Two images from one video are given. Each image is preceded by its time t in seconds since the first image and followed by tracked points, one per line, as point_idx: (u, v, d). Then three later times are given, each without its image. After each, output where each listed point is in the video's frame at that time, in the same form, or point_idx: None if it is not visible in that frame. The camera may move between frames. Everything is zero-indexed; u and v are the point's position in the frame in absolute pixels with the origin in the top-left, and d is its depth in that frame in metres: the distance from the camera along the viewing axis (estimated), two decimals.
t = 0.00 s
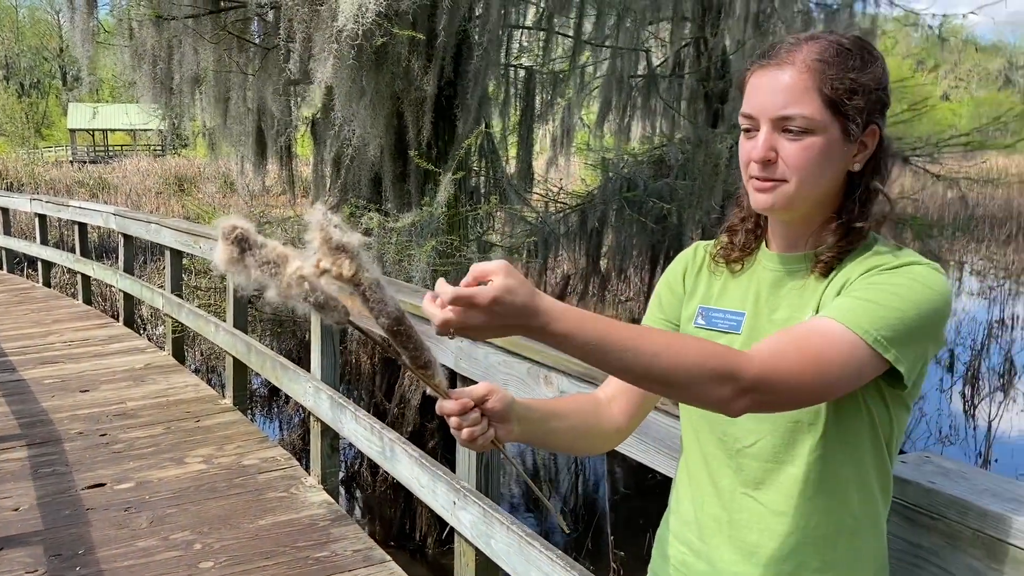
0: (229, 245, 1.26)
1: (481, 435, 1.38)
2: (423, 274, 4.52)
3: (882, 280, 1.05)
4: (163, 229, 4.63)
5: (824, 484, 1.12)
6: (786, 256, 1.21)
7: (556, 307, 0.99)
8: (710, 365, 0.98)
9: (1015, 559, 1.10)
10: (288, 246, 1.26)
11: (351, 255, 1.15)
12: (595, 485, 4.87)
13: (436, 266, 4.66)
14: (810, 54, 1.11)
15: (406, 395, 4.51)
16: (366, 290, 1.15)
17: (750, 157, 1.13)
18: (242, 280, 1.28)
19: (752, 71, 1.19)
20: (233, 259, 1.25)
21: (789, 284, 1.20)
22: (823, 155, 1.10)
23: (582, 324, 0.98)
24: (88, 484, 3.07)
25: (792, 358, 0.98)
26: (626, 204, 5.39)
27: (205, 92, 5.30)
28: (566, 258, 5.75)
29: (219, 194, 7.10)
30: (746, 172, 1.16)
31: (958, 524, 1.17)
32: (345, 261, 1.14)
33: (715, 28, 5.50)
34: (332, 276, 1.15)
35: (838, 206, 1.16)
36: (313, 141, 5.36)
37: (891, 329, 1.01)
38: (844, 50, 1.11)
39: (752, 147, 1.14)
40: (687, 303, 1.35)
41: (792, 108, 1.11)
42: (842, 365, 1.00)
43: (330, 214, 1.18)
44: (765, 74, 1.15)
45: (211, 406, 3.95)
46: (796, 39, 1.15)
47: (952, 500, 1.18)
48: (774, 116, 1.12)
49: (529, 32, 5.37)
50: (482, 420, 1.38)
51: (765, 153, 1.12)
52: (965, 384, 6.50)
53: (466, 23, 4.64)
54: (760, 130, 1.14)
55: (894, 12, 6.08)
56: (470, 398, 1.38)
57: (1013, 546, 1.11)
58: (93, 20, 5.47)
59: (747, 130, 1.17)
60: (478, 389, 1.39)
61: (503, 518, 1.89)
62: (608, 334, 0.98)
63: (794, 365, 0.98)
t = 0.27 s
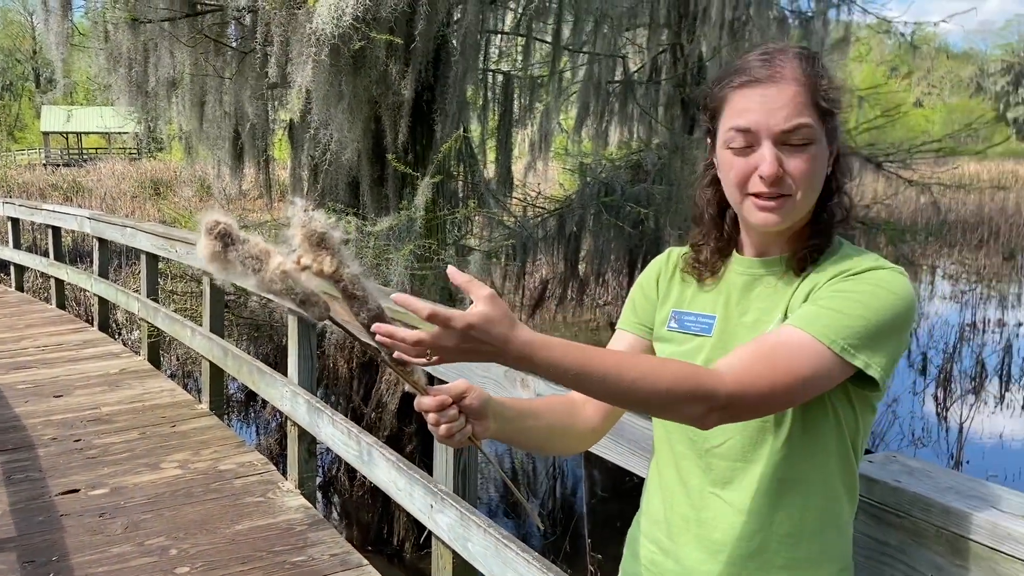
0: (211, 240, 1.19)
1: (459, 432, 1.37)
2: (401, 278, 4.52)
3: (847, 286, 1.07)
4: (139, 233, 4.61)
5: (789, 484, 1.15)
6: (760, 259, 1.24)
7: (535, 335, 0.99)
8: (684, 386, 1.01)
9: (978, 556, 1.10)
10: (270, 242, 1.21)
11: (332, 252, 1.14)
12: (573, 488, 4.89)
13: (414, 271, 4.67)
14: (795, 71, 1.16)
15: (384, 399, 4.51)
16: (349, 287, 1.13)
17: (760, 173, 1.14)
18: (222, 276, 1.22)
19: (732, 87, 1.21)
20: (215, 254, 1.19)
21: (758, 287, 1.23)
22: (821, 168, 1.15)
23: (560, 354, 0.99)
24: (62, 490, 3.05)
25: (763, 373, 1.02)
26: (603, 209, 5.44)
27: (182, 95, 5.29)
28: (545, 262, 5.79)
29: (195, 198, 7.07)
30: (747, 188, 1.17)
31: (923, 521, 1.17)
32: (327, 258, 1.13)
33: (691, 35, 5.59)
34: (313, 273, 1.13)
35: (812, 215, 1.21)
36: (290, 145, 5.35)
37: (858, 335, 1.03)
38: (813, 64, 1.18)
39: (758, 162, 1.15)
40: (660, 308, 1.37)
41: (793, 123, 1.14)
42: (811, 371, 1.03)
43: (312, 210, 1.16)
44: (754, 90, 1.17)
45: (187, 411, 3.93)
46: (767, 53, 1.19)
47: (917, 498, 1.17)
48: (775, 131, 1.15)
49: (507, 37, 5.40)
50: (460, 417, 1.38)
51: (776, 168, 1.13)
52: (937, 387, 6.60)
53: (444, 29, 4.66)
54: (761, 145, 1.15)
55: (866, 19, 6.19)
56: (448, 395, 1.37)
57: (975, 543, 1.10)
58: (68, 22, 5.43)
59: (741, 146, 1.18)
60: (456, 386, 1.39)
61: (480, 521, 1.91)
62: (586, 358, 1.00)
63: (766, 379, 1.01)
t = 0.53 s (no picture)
0: (194, 241, 1.17)
1: (440, 434, 1.39)
2: (383, 282, 4.52)
3: (826, 291, 1.08)
4: (118, 237, 4.57)
5: (769, 487, 1.14)
6: (737, 264, 1.25)
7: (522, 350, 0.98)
8: (669, 400, 1.00)
9: (953, 556, 1.07)
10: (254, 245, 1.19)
11: (313, 255, 1.14)
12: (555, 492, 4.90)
13: (395, 274, 4.68)
14: (785, 80, 1.17)
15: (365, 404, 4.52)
16: (328, 290, 1.11)
17: (747, 180, 1.15)
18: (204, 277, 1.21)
19: (721, 94, 1.22)
20: (198, 255, 1.16)
21: (735, 292, 1.24)
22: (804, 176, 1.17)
23: (547, 370, 0.98)
24: (39, 496, 3.02)
25: (747, 382, 1.01)
26: (585, 213, 5.48)
27: (162, 99, 5.27)
28: (526, 265, 5.82)
29: (175, 202, 7.03)
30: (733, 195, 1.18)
31: (897, 522, 1.13)
32: (307, 262, 1.13)
33: (672, 41, 5.67)
34: (295, 276, 1.13)
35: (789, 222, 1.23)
36: (271, 148, 5.33)
37: (836, 340, 1.04)
38: (797, 71, 1.20)
39: (747, 170, 1.16)
40: (637, 313, 1.37)
41: (782, 133, 1.16)
42: (792, 378, 1.03)
43: (293, 214, 1.16)
44: (742, 98, 1.18)
45: (167, 416, 3.91)
46: (750, 59, 1.21)
47: (892, 498, 1.13)
48: (764, 140, 1.16)
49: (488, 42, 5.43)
50: (442, 420, 1.40)
51: (764, 175, 1.14)
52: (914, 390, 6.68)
53: (426, 34, 4.68)
54: (749, 153, 1.17)
55: (843, 27, 6.29)
56: (430, 399, 1.40)
57: (949, 543, 1.07)
58: (47, 24, 5.39)
59: (728, 153, 1.20)
60: (438, 390, 1.41)
61: (461, 524, 1.92)
62: (573, 373, 1.00)
63: (750, 390, 1.01)
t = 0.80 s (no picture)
0: (183, 243, 1.15)
1: (430, 438, 1.38)
2: (369, 284, 4.53)
3: (814, 295, 1.09)
4: (102, 239, 4.55)
5: (757, 489, 1.12)
6: (724, 268, 1.27)
7: (516, 359, 0.99)
8: (660, 407, 1.01)
9: (937, 557, 1.03)
10: (243, 247, 1.18)
11: (303, 259, 1.14)
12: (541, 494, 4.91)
13: (381, 277, 4.68)
14: (769, 85, 1.19)
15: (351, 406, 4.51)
16: (319, 294, 1.13)
17: (732, 185, 1.18)
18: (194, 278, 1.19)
19: (705, 99, 1.24)
20: (188, 258, 1.15)
21: (721, 295, 1.25)
22: (788, 182, 1.20)
23: (541, 378, 0.99)
24: (21, 500, 3.01)
25: (736, 386, 1.02)
26: (571, 217, 5.51)
27: (147, 100, 5.25)
28: (512, 269, 5.84)
29: (160, 204, 7.01)
30: (718, 199, 1.20)
31: (879, 522, 1.10)
32: (297, 265, 1.13)
33: (657, 44, 5.74)
34: (286, 280, 1.12)
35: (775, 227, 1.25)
36: (258, 151, 5.32)
37: (823, 345, 1.05)
38: (781, 77, 1.22)
39: (731, 175, 1.18)
40: (625, 316, 1.38)
41: (766, 138, 1.18)
42: (780, 383, 1.04)
43: (282, 217, 1.15)
44: (727, 104, 1.20)
45: (151, 419, 3.89)
46: (735, 65, 1.23)
47: (874, 498, 1.10)
48: (749, 146, 1.18)
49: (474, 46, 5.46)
50: (431, 423, 1.39)
51: (748, 180, 1.17)
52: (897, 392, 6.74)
53: (413, 38, 4.69)
54: (734, 158, 1.19)
55: (826, 32, 6.36)
56: (420, 403, 1.38)
57: (933, 544, 1.04)
58: (31, 25, 5.36)
59: (713, 158, 1.22)
60: (428, 394, 1.40)
61: (447, 526, 1.93)
62: (566, 381, 1.00)
63: (739, 395, 1.02)
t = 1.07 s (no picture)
0: (181, 250, 1.14)
1: (427, 442, 1.40)
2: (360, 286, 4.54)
3: (805, 297, 1.10)
4: (92, 240, 4.54)
5: (749, 488, 1.13)
6: (716, 269, 1.28)
7: (512, 364, 0.99)
8: (655, 410, 1.01)
9: (925, 558, 1.03)
10: (240, 253, 1.17)
11: (301, 263, 1.13)
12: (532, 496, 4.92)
13: (373, 279, 4.69)
14: (761, 90, 1.21)
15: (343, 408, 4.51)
16: (316, 297, 1.14)
17: (724, 188, 1.19)
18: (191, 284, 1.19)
19: (698, 102, 1.25)
20: (186, 264, 1.14)
21: (714, 297, 1.27)
22: (779, 185, 1.21)
23: (537, 384, 0.99)
24: (10, 502, 2.99)
25: (728, 389, 1.03)
26: (562, 219, 5.52)
27: (137, 101, 5.23)
28: (504, 270, 5.85)
29: (149, 205, 6.98)
30: (710, 202, 1.21)
31: (869, 523, 1.10)
32: (295, 270, 1.12)
33: (648, 48, 5.80)
34: (284, 285, 1.12)
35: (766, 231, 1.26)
36: (248, 152, 5.31)
37: (814, 347, 1.06)
38: (773, 83, 1.24)
39: (725, 178, 1.19)
40: (618, 318, 1.39)
41: (757, 142, 1.19)
42: (770, 383, 1.05)
43: (280, 222, 1.14)
44: (719, 107, 1.22)
45: (141, 420, 3.87)
46: (727, 70, 1.24)
47: (864, 499, 1.10)
48: (742, 148, 1.19)
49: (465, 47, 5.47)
50: (427, 426, 1.40)
51: (739, 183, 1.18)
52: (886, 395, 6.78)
53: (405, 40, 4.70)
54: (727, 161, 1.20)
55: (816, 36, 6.41)
56: (416, 406, 1.40)
57: (923, 545, 1.03)
58: (20, 25, 5.34)
59: (705, 160, 1.23)
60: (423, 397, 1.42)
61: (439, 528, 1.93)
62: (562, 385, 1.01)
63: (732, 398, 1.03)
